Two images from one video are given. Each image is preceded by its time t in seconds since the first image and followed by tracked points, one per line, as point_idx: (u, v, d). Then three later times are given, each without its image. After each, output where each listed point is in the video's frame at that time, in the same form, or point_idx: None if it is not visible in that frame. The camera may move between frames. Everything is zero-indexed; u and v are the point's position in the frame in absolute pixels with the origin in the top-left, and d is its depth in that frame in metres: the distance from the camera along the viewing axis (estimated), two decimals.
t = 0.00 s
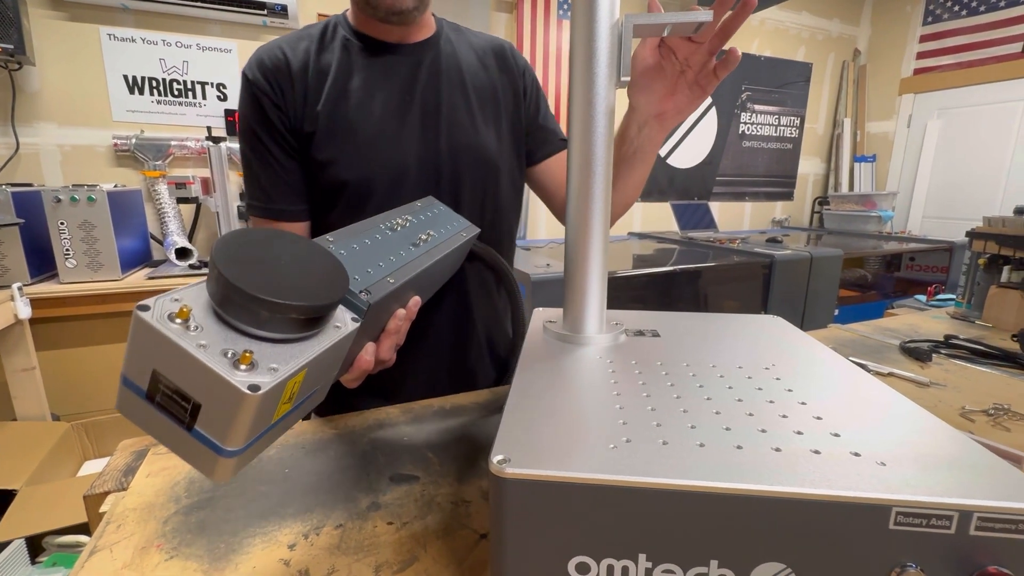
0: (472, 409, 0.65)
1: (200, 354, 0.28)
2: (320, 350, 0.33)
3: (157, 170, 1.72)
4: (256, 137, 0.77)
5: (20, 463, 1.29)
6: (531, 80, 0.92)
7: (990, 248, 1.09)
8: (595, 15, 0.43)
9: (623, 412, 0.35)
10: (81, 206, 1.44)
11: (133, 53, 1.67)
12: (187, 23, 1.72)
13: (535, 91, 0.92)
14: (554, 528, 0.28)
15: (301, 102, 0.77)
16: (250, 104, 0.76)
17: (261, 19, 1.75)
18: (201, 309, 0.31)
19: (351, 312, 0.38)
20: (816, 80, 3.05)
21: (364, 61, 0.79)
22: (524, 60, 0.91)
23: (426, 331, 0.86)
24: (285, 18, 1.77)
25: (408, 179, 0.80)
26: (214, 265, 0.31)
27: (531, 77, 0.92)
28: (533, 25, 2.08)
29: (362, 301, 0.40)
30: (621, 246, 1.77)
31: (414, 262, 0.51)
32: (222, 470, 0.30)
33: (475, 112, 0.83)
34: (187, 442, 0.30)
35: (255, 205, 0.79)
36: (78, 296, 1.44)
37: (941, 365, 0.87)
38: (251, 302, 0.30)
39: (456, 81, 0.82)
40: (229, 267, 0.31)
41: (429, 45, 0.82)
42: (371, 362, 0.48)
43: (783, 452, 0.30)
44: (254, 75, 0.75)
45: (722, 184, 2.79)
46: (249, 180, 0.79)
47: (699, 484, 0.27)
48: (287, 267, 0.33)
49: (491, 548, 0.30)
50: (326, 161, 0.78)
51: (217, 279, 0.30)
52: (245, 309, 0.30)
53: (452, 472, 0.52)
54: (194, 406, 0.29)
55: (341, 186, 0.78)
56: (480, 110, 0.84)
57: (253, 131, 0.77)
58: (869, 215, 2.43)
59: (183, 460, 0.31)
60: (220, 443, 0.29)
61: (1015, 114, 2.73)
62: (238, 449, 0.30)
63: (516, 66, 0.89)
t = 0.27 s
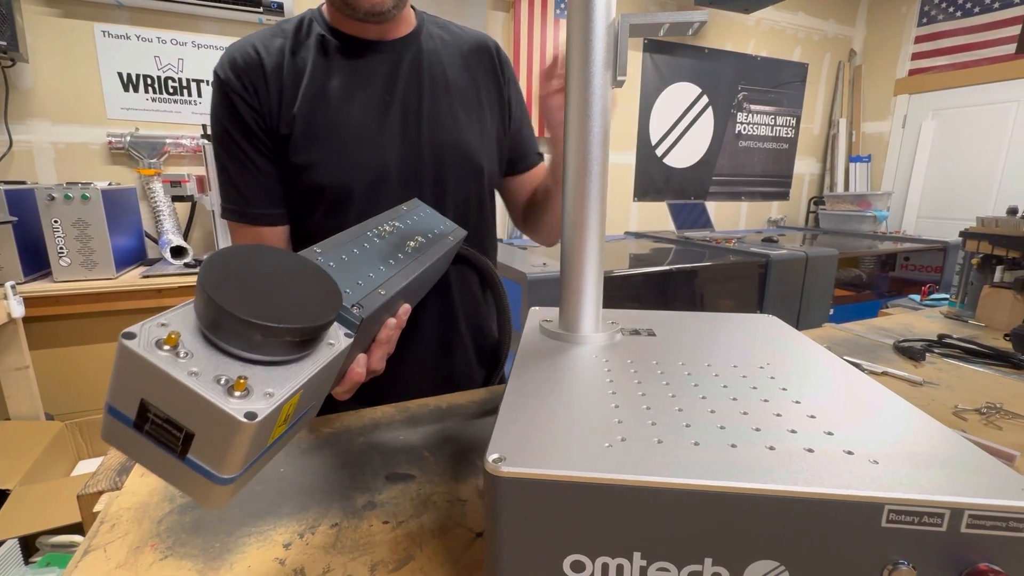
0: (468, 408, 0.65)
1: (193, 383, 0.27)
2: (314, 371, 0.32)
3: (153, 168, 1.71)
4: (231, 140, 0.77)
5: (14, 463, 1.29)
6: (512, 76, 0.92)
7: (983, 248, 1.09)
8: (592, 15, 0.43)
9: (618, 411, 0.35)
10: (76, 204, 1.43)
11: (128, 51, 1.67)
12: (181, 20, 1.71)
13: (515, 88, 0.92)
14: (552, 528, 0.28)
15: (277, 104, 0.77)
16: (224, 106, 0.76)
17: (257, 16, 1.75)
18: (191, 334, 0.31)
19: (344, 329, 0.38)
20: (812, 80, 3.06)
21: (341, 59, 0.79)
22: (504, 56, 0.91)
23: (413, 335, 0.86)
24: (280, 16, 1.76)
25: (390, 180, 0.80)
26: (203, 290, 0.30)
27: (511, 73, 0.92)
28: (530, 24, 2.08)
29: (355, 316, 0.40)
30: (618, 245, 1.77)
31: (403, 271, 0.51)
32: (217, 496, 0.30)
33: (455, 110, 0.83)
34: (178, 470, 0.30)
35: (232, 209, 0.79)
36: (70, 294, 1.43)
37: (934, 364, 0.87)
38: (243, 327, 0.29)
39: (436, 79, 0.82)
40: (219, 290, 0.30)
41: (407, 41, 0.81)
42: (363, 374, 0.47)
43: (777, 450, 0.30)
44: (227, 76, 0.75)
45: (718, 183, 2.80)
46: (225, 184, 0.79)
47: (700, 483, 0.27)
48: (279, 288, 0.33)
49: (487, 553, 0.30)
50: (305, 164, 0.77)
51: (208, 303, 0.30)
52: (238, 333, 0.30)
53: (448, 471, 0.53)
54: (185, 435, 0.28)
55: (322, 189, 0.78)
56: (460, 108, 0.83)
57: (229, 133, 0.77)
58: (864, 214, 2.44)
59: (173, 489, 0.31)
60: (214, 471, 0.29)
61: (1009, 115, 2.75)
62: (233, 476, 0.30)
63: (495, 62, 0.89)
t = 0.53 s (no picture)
0: (464, 408, 0.65)
1: (190, 401, 0.27)
2: (312, 382, 0.32)
3: (147, 167, 1.71)
4: (214, 143, 0.76)
5: (7, 463, 1.30)
6: (496, 73, 0.92)
7: (976, 248, 1.10)
8: (588, 14, 0.43)
9: (614, 410, 0.35)
10: (69, 202, 1.43)
11: (122, 48, 1.66)
12: (176, 17, 1.70)
13: (499, 85, 0.92)
14: (549, 528, 0.28)
15: (260, 106, 0.76)
16: (206, 108, 0.75)
17: (252, 14, 1.74)
18: (185, 351, 0.30)
19: (341, 338, 0.38)
20: (808, 81, 3.07)
21: (325, 58, 0.78)
22: (488, 53, 0.91)
23: (404, 334, 0.86)
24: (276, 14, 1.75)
25: (377, 180, 0.80)
26: (195, 306, 0.30)
27: (495, 70, 0.92)
28: (526, 23, 2.08)
29: (350, 324, 0.39)
30: (614, 245, 1.78)
31: (397, 276, 0.50)
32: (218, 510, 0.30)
33: (441, 109, 0.83)
34: (177, 487, 0.29)
35: (217, 212, 0.79)
36: (64, 293, 1.42)
37: (928, 364, 0.88)
38: (239, 342, 0.29)
39: (421, 77, 0.82)
40: (213, 306, 0.30)
41: (391, 40, 0.81)
42: (359, 382, 0.47)
43: (772, 450, 0.30)
44: (208, 77, 0.74)
45: (714, 183, 2.81)
46: (209, 187, 0.78)
47: (703, 483, 0.27)
48: (274, 301, 0.32)
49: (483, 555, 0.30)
50: (291, 167, 0.77)
51: (201, 319, 0.30)
52: (234, 349, 0.30)
53: (444, 471, 0.52)
54: (184, 453, 0.28)
55: (308, 192, 0.78)
56: (446, 107, 0.83)
57: (212, 136, 0.76)
58: (859, 215, 2.45)
59: (172, 506, 0.30)
60: (215, 488, 0.29)
61: (1002, 116, 2.77)
62: (234, 493, 0.29)
63: (479, 60, 0.89)
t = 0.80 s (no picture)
0: (460, 408, 0.65)
1: (191, 400, 0.27)
2: (312, 382, 0.32)
3: (142, 166, 1.70)
4: (203, 144, 0.76)
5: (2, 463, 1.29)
6: (485, 72, 0.92)
7: (970, 249, 1.11)
8: (585, 15, 0.43)
9: (610, 410, 0.35)
10: (64, 201, 1.42)
11: (117, 46, 1.65)
12: (172, 16, 1.69)
13: (489, 84, 0.92)
14: (547, 528, 0.28)
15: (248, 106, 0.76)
16: (195, 109, 0.75)
17: (248, 13, 1.74)
18: (186, 351, 0.30)
19: (339, 336, 0.38)
20: (804, 82, 3.09)
21: (314, 58, 0.78)
22: (477, 51, 0.91)
23: (397, 335, 0.86)
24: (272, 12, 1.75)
25: (369, 179, 0.80)
26: (197, 306, 0.30)
27: (484, 69, 0.92)
28: (523, 23, 2.09)
29: (349, 323, 0.40)
30: (611, 245, 1.78)
31: (394, 276, 0.51)
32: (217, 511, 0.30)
33: (431, 108, 0.83)
34: (177, 488, 0.29)
35: (207, 214, 0.78)
36: (59, 292, 1.41)
37: (922, 364, 0.89)
38: (241, 341, 0.29)
39: (410, 76, 0.82)
40: (214, 306, 0.30)
41: (380, 39, 0.81)
42: (356, 380, 0.47)
43: (767, 449, 0.30)
44: (196, 78, 0.74)
45: (711, 184, 2.82)
46: (198, 188, 0.78)
47: (704, 482, 0.27)
48: (275, 302, 0.33)
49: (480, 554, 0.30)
50: (280, 167, 0.77)
51: (203, 319, 0.30)
52: (236, 348, 0.30)
53: (440, 470, 0.53)
54: (184, 453, 0.28)
55: (299, 192, 0.78)
56: (436, 106, 0.83)
57: (200, 137, 0.76)
58: (854, 216, 2.47)
59: (172, 505, 0.30)
60: (216, 488, 0.29)
61: (996, 118, 2.79)
62: (235, 492, 0.29)
63: (468, 58, 0.89)
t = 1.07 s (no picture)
0: (456, 407, 0.65)
1: (186, 390, 0.27)
2: (308, 375, 0.32)
3: (137, 163, 1.69)
4: (198, 140, 0.75)
5: None
6: (481, 71, 0.93)
7: (963, 249, 1.11)
8: (581, 14, 0.44)
9: (604, 408, 0.35)
10: (57, 198, 1.41)
11: (112, 43, 1.64)
12: (167, 13, 1.68)
13: (484, 84, 0.93)
14: (541, 525, 0.29)
15: (244, 102, 0.75)
16: (189, 105, 0.74)
17: (244, 10, 1.73)
18: (181, 341, 0.30)
19: (335, 331, 0.38)
20: (800, 82, 3.10)
21: (311, 55, 0.78)
22: (473, 51, 0.91)
23: (392, 332, 0.86)
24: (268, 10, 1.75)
25: (364, 178, 0.80)
26: (192, 296, 0.30)
27: (480, 69, 0.93)
28: (521, 22, 2.08)
29: (345, 318, 0.40)
30: (607, 244, 1.78)
31: (390, 273, 0.50)
32: (210, 503, 0.30)
33: (427, 106, 0.83)
34: (170, 479, 0.29)
35: (200, 210, 0.78)
36: (52, 290, 1.40)
37: (915, 363, 0.89)
38: (236, 332, 0.29)
39: (406, 75, 0.82)
40: (210, 296, 0.30)
41: (378, 37, 0.81)
42: (350, 376, 0.47)
43: (760, 448, 0.30)
44: (191, 74, 0.74)
45: (707, 183, 2.82)
46: (192, 185, 0.77)
47: (700, 480, 0.27)
48: (271, 293, 0.33)
49: (473, 548, 0.30)
50: (276, 164, 0.77)
51: (199, 309, 0.30)
52: (230, 340, 0.30)
53: (436, 469, 0.53)
54: (178, 444, 0.28)
55: (294, 189, 0.78)
56: (432, 104, 0.84)
57: (195, 132, 0.75)
58: (850, 216, 2.48)
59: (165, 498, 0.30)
60: (209, 479, 0.28)
61: (990, 119, 2.80)
62: (228, 484, 0.29)
63: (464, 58, 0.89)
